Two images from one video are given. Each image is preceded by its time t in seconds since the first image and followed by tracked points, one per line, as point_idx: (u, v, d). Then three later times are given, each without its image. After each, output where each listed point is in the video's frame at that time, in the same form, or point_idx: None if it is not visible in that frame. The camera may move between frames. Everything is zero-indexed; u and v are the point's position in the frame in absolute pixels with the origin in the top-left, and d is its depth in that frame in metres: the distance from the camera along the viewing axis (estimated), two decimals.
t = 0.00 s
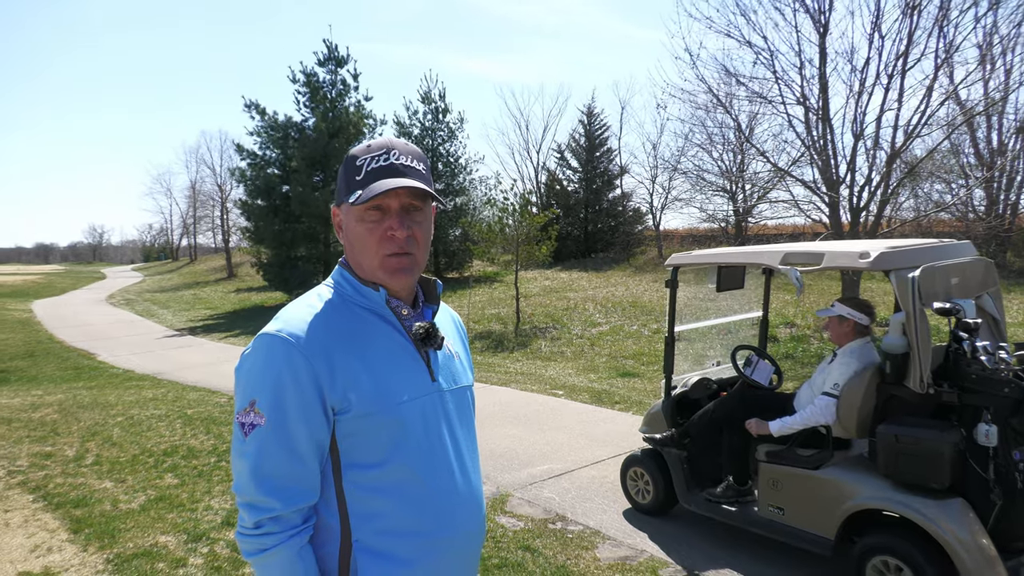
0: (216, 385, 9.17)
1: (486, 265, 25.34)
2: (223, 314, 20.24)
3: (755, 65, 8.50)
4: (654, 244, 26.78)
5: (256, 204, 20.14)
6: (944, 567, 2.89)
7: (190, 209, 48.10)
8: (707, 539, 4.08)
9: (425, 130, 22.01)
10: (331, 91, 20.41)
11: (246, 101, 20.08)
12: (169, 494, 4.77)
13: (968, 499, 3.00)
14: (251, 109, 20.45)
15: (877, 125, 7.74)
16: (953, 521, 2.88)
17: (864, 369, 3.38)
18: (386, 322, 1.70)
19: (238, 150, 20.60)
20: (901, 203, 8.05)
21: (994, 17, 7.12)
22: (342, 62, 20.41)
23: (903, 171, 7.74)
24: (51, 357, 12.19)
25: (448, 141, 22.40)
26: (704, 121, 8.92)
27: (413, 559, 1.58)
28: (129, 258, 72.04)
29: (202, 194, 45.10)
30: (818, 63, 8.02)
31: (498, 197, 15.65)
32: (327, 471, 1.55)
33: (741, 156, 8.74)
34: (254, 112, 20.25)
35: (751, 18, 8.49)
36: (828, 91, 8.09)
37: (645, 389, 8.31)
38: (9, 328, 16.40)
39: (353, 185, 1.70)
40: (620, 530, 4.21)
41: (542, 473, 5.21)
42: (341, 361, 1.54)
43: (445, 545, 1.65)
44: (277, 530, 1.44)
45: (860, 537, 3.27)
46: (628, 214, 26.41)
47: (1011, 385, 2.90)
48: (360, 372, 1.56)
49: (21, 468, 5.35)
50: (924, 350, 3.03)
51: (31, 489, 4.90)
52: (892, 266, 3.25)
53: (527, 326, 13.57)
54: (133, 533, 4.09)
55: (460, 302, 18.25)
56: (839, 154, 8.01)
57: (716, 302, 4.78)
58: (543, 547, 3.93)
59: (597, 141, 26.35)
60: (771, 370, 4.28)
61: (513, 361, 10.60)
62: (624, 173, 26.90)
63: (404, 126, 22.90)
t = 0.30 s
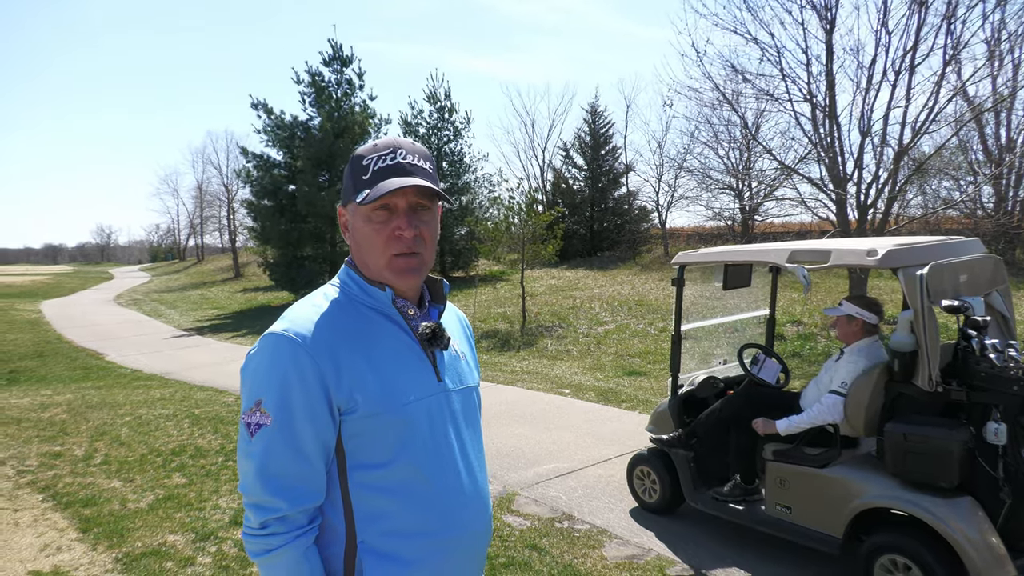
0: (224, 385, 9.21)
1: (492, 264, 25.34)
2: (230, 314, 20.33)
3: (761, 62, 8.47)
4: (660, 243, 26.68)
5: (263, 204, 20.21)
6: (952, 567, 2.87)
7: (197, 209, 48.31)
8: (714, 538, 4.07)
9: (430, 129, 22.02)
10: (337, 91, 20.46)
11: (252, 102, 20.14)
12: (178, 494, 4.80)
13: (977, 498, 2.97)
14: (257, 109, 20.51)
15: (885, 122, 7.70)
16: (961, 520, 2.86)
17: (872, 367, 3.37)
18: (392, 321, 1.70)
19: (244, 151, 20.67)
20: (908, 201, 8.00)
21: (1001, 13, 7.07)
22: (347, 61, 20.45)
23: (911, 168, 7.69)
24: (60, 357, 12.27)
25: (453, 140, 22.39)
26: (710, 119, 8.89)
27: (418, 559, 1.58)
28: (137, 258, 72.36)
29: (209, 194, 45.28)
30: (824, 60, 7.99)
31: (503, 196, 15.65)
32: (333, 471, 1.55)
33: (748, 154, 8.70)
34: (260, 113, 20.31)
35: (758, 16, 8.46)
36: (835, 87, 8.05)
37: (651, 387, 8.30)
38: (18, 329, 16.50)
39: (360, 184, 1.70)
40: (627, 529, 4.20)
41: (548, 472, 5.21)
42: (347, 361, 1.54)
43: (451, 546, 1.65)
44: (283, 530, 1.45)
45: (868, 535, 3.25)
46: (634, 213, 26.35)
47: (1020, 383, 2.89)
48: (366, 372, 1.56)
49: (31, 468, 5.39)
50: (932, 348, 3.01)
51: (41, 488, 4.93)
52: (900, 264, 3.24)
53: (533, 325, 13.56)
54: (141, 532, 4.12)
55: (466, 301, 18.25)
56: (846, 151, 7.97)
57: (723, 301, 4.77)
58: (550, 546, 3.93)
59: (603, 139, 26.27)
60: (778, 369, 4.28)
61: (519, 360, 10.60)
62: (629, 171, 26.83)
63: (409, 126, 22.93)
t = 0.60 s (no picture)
0: (221, 383, 9.21)
1: (490, 263, 25.33)
2: (228, 313, 20.30)
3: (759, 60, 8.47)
4: (658, 241, 26.67)
5: (260, 202, 20.19)
6: (948, 563, 2.88)
7: (195, 208, 48.26)
8: (711, 535, 4.08)
9: (428, 127, 21.99)
10: (334, 89, 20.42)
11: (249, 100, 20.10)
12: (175, 492, 4.79)
13: (972, 494, 2.98)
14: (254, 107, 20.47)
15: (882, 121, 7.71)
16: (957, 516, 2.87)
17: (869, 364, 3.37)
18: (386, 319, 1.70)
19: (242, 149, 20.63)
20: (906, 199, 8.00)
21: (999, 11, 7.08)
22: (344, 59, 20.40)
23: (908, 166, 7.70)
24: (57, 356, 12.25)
25: (451, 139, 22.37)
26: (708, 117, 8.90)
27: (413, 558, 1.58)
28: (134, 256, 72.16)
29: (207, 192, 45.26)
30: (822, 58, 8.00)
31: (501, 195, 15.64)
32: (326, 470, 1.55)
33: (745, 152, 8.72)
34: (257, 111, 20.27)
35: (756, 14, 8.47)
36: (832, 86, 8.06)
37: (648, 385, 8.31)
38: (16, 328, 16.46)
39: (355, 182, 1.70)
40: (624, 526, 4.21)
41: (546, 470, 5.21)
42: (342, 359, 1.54)
43: (446, 544, 1.65)
44: (277, 529, 1.45)
45: (864, 532, 3.26)
46: (632, 211, 26.34)
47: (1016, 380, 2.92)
48: (360, 369, 1.56)
49: (28, 466, 5.39)
50: (929, 345, 3.02)
51: (38, 487, 4.93)
52: (896, 261, 3.23)
53: (531, 323, 13.57)
54: (139, 531, 4.12)
55: (464, 299, 18.23)
56: (844, 149, 7.98)
57: (720, 299, 4.77)
58: (547, 543, 3.94)
59: (601, 138, 26.26)
60: (775, 366, 4.27)
61: (516, 358, 10.61)
62: (627, 170, 26.82)
63: (407, 124, 22.90)
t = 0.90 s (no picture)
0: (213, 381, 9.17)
1: (483, 261, 25.31)
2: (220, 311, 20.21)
3: (751, 59, 8.50)
4: (651, 239, 26.72)
5: (252, 200, 20.10)
6: (937, 558, 2.91)
7: (186, 206, 48.03)
8: (703, 532, 4.10)
9: (421, 125, 21.93)
10: (326, 87, 20.35)
11: (241, 97, 19.99)
12: (167, 490, 4.77)
13: (961, 490, 3.02)
14: (246, 104, 20.35)
15: (874, 119, 7.75)
16: (946, 512, 2.90)
17: (858, 362, 3.39)
18: (370, 319, 1.71)
19: (234, 146, 20.53)
20: (897, 197, 8.05)
21: (989, 10, 7.12)
22: (336, 57, 20.33)
23: (900, 165, 7.74)
24: (48, 354, 12.16)
25: (444, 136, 22.32)
26: (701, 115, 8.92)
27: (396, 560, 1.58)
28: (125, 254, 71.70)
29: (199, 190, 45.04)
30: (814, 57, 8.02)
31: (494, 192, 15.62)
32: (309, 471, 1.55)
33: (738, 150, 8.75)
34: (249, 108, 20.18)
35: (748, 12, 8.48)
36: (824, 84, 8.09)
37: (641, 383, 8.34)
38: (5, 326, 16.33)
39: (323, 188, 1.70)
40: (616, 523, 4.22)
41: (539, 467, 5.22)
42: (323, 359, 1.54)
43: (430, 548, 1.65)
44: (257, 534, 1.45)
45: (855, 528, 3.29)
46: (625, 209, 26.37)
47: (1005, 377, 2.94)
48: (342, 370, 1.55)
49: (18, 465, 5.35)
50: (918, 342, 3.04)
51: (28, 486, 4.89)
52: (886, 259, 3.25)
53: (524, 321, 13.58)
54: (130, 529, 4.09)
55: (457, 297, 18.21)
56: (835, 147, 8.01)
57: (713, 296, 4.78)
58: (540, 540, 3.94)
59: (594, 136, 26.27)
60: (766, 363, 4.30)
61: (509, 356, 10.61)
62: (620, 167, 26.85)
63: (400, 121, 22.84)
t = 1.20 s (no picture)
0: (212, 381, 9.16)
1: (481, 260, 25.29)
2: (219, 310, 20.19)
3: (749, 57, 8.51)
4: (649, 237, 26.73)
5: (250, 199, 20.07)
6: (937, 556, 2.92)
7: (184, 205, 47.98)
8: (703, 530, 4.10)
9: (419, 124, 21.91)
10: (324, 86, 20.33)
11: (238, 97, 19.97)
12: (167, 490, 4.77)
13: (960, 488, 3.03)
14: (244, 103, 20.32)
15: (872, 117, 7.76)
16: (945, 510, 2.90)
17: (858, 359, 3.42)
18: (352, 323, 1.70)
19: (231, 146, 20.50)
20: (895, 195, 8.07)
21: (986, 8, 7.13)
22: (334, 56, 20.31)
23: (897, 163, 7.75)
24: (46, 354, 12.14)
25: (441, 136, 22.29)
26: (699, 113, 8.92)
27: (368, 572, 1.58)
28: (124, 253, 71.69)
29: (197, 189, 44.97)
30: (812, 55, 8.03)
31: (492, 191, 15.60)
32: (280, 480, 1.55)
33: (736, 148, 8.75)
34: (247, 107, 20.15)
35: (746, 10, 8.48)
36: (822, 82, 8.09)
37: (640, 381, 8.34)
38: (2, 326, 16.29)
39: (312, 184, 1.69)
40: (616, 521, 4.23)
41: (539, 466, 5.22)
42: (296, 365, 1.54)
43: (404, 561, 1.64)
44: (222, 542, 1.45)
45: (854, 527, 3.29)
46: (623, 207, 26.37)
47: (1003, 374, 2.95)
48: (315, 376, 1.55)
49: (17, 465, 5.34)
50: (918, 340, 3.04)
51: (28, 485, 4.89)
52: (885, 257, 3.26)
53: (522, 320, 13.58)
54: (130, 529, 4.09)
55: (455, 296, 18.18)
56: (833, 145, 8.01)
57: (711, 295, 4.79)
58: (540, 539, 3.95)
59: (592, 134, 26.26)
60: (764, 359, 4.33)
61: (508, 355, 10.62)
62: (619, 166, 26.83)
63: (398, 120, 22.83)
